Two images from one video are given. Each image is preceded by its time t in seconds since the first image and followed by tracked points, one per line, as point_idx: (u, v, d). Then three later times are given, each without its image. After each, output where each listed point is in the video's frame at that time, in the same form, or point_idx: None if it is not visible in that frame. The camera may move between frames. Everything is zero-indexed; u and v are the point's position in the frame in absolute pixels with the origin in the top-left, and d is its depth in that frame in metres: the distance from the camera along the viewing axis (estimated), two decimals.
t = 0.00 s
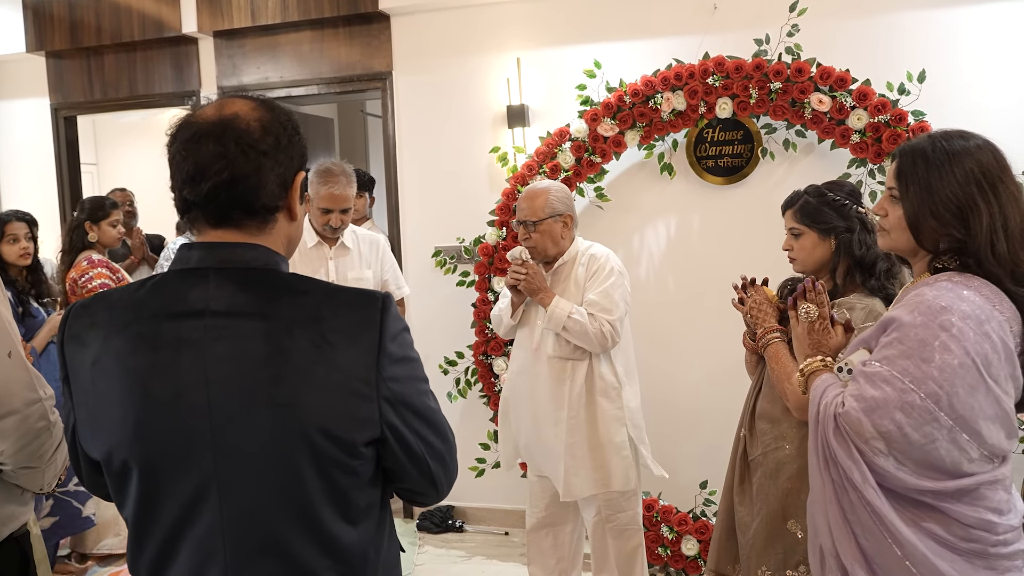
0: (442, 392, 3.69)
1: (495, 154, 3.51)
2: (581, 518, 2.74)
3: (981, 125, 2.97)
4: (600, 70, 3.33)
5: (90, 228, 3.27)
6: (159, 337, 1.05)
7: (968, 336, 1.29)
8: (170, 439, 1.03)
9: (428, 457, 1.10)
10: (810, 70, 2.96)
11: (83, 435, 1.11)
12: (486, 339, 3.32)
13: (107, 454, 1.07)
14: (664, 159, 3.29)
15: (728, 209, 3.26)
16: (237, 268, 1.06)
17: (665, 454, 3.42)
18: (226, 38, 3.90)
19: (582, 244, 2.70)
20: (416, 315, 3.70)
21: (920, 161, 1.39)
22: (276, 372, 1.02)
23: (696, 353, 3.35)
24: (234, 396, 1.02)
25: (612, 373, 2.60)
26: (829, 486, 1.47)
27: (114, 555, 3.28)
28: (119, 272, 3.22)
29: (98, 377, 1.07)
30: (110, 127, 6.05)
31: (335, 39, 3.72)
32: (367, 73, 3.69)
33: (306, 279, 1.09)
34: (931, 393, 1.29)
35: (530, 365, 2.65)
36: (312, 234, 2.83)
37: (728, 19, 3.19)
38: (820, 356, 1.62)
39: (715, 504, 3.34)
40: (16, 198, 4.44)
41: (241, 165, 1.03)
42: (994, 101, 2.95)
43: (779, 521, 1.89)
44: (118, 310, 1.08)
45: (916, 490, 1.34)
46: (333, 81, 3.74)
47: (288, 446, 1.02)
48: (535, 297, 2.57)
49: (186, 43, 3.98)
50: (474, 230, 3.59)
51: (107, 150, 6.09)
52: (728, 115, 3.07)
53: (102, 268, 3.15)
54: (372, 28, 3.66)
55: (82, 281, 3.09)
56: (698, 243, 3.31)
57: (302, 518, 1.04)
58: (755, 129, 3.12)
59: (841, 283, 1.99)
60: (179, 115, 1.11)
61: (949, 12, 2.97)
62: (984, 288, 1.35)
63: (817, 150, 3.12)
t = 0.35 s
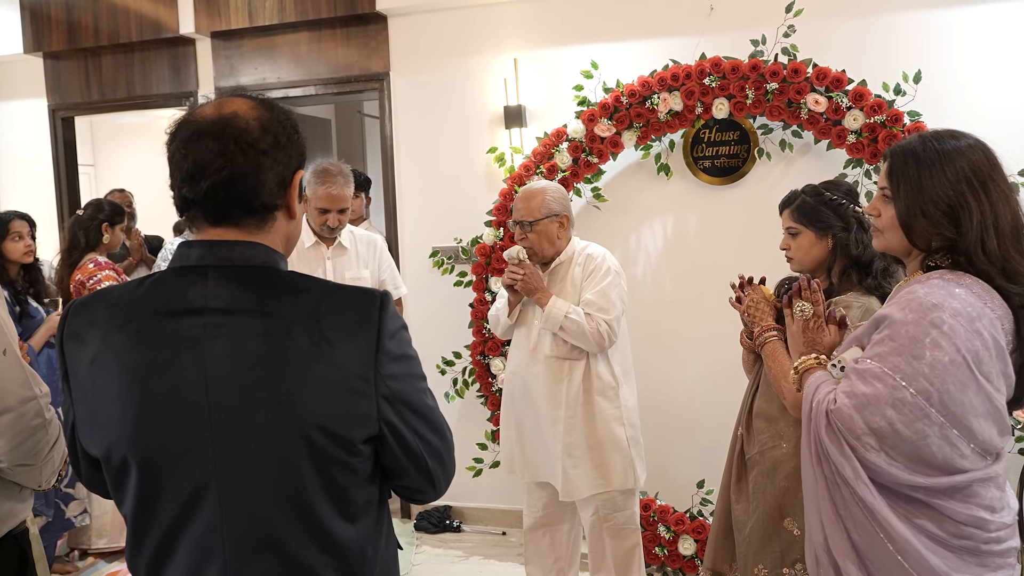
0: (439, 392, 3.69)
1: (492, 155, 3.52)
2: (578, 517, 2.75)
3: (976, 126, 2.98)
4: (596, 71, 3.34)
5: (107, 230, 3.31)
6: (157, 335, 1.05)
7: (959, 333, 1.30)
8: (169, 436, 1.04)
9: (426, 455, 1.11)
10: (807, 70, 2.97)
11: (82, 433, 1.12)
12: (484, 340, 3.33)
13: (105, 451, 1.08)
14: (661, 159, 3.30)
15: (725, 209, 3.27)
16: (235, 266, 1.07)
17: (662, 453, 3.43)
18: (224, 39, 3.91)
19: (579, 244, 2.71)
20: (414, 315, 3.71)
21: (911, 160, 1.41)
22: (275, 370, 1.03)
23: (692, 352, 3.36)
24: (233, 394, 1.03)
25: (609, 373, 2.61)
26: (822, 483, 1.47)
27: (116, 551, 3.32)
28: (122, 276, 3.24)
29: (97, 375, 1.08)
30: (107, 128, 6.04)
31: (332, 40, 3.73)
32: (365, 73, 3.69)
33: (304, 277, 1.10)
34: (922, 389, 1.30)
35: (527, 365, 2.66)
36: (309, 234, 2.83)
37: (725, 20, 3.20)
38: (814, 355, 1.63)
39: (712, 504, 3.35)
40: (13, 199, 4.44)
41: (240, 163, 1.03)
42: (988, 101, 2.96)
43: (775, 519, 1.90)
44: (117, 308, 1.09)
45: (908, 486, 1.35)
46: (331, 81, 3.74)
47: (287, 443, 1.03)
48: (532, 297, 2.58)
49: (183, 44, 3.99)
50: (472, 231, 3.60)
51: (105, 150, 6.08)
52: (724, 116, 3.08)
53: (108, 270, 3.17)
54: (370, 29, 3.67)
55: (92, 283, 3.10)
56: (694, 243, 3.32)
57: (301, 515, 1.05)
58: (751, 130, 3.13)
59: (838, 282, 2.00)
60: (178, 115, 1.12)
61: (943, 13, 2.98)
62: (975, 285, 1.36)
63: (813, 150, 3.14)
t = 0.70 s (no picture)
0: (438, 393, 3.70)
1: (491, 157, 3.54)
2: (577, 518, 2.76)
3: (973, 128, 3.00)
4: (595, 73, 3.36)
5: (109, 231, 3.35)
6: (161, 334, 1.07)
7: (953, 331, 1.31)
8: (172, 434, 1.05)
9: (427, 453, 1.12)
10: (804, 73, 2.99)
11: (86, 431, 1.13)
12: (483, 341, 3.34)
13: (109, 449, 1.09)
14: (660, 161, 3.31)
15: (723, 211, 3.28)
16: (238, 266, 1.08)
17: (661, 454, 3.44)
18: (224, 42, 3.92)
19: (578, 246, 2.72)
20: (413, 317, 3.72)
21: (907, 161, 1.42)
22: (276, 368, 1.04)
23: (692, 354, 3.37)
24: (235, 392, 1.04)
25: (607, 374, 2.62)
26: (819, 480, 1.49)
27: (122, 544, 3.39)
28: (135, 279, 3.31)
29: (101, 374, 1.09)
30: (107, 131, 6.06)
31: (332, 43, 3.75)
32: (364, 76, 3.71)
33: (305, 277, 1.11)
34: (917, 387, 1.31)
35: (526, 366, 2.67)
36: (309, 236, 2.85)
37: (722, 22, 3.22)
38: (811, 353, 1.65)
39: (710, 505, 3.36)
40: (13, 202, 4.45)
41: (243, 165, 1.05)
42: (985, 103, 2.98)
43: (775, 519, 1.92)
44: (120, 307, 1.10)
45: (904, 483, 1.37)
46: (331, 84, 3.76)
47: (289, 440, 1.04)
48: (530, 298, 2.59)
49: (183, 47, 4.01)
50: (471, 233, 3.61)
51: (104, 153, 6.10)
52: (722, 118, 3.10)
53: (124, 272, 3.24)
54: (369, 32, 3.68)
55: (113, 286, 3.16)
56: (693, 245, 3.34)
57: (302, 513, 1.06)
58: (749, 132, 3.15)
59: (836, 283, 2.02)
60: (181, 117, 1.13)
61: (940, 16, 3.00)
62: (970, 284, 1.37)
63: (811, 152, 3.15)
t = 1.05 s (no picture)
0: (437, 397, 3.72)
1: (491, 161, 3.56)
2: (575, 520, 2.77)
3: (969, 134, 3.02)
4: (594, 79, 3.38)
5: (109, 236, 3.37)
6: (165, 333, 1.08)
7: (946, 334, 1.33)
8: (175, 431, 1.07)
9: (426, 452, 1.14)
10: (801, 78, 3.01)
11: (91, 429, 1.14)
12: (483, 345, 3.36)
13: (113, 447, 1.11)
14: (658, 166, 3.34)
15: (721, 215, 3.30)
16: (241, 266, 1.10)
17: (660, 458, 3.45)
18: (225, 47, 3.95)
19: (576, 249, 2.74)
20: (413, 321, 3.74)
21: (900, 166, 1.44)
22: (278, 367, 1.06)
23: (690, 358, 3.39)
24: (237, 390, 1.06)
25: (604, 376, 2.63)
26: (813, 482, 1.50)
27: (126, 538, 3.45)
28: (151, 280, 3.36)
29: (105, 372, 1.11)
30: (108, 135, 6.08)
31: (332, 48, 3.77)
32: (364, 81, 3.73)
33: (306, 278, 1.13)
34: (910, 389, 1.33)
35: (525, 368, 2.69)
36: (309, 240, 2.87)
37: (720, 28, 3.24)
38: (806, 357, 1.66)
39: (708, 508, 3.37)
40: (14, 205, 4.47)
41: (247, 167, 1.06)
42: (980, 109, 3.00)
43: (772, 520, 1.93)
44: (125, 307, 1.12)
45: (897, 484, 1.38)
46: (331, 89, 3.78)
47: (290, 438, 1.05)
48: (528, 301, 2.61)
49: (185, 52, 4.03)
50: (471, 237, 3.63)
51: (105, 157, 6.12)
52: (720, 123, 3.12)
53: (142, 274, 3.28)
54: (369, 37, 3.71)
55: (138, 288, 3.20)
56: (691, 249, 3.36)
57: (303, 510, 1.07)
58: (747, 137, 3.17)
59: (832, 287, 2.04)
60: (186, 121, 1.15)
61: (935, 23, 3.03)
62: (962, 288, 1.39)
63: (809, 157, 3.18)
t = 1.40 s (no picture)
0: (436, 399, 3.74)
1: (490, 164, 3.58)
2: (574, 522, 2.79)
3: (964, 137, 3.04)
4: (592, 82, 3.41)
5: (152, 238, 3.45)
6: (169, 332, 1.10)
7: (939, 336, 1.35)
8: (180, 429, 1.08)
9: (426, 451, 1.15)
10: (798, 82, 3.04)
11: (96, 428, 1.16)
12: (482, 347, 3.37)
13: (119, 445, 1.13)
14: (656, 168, 3.36)
15: (719, 218, 3.32)
16: (244, 269, 1.11)
17: (658, 459, 3.47)
18: (225, 51, 3.97)
19: (574, 252, 2.76)
20: (412, 323, 3.76)
21: (894, 169, 1.46)
22: (281, 366, 1.08)
23: (688, 359, 3.41)
24: (241, 388, 1.07)
25: (602, 378, 2.65)
26: (808, 482, 1.52)
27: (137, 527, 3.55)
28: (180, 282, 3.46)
29: (111, 371, 1.13)
30: (107, 139, 6.10)
31: (332, 52, 3.79)
32: (364, 85, 3.75)
33: (308, 280, 1.15)
34: (903, 390, 1.35)
35: (523, 371, 2.71)
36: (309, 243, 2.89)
37: (717, 32, 3.27)
38: (800, 357, 1.68)
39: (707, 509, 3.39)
40: (14, 210, 4.48)
41: (253, 170, 1.08)
42: (975, 112, 3.03)
43: (769, 520, 1.95)
44: (131, 307, 1.13)
45: (890, 484, 1.40)
46: (330, 93, 3.80)
47: (293, 436, 1.07)
48: (526, 303, 2.62)
49: (184, 56, 4.05)
50: (470, 240, 3.65)
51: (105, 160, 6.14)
52: (718, 126, 3.14)
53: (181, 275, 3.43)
54: (368, 41, 3.73)
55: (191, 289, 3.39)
56: (689, 251, 3.37)
57: (305, 508, 1.09)
58: (744, 140, 3.19)
59: (828, 288, 2.06)
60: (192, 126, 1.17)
61: (930, 26, 3.05)
62: (954, 290, 1.41)
63: (805, 160, 3.19)
